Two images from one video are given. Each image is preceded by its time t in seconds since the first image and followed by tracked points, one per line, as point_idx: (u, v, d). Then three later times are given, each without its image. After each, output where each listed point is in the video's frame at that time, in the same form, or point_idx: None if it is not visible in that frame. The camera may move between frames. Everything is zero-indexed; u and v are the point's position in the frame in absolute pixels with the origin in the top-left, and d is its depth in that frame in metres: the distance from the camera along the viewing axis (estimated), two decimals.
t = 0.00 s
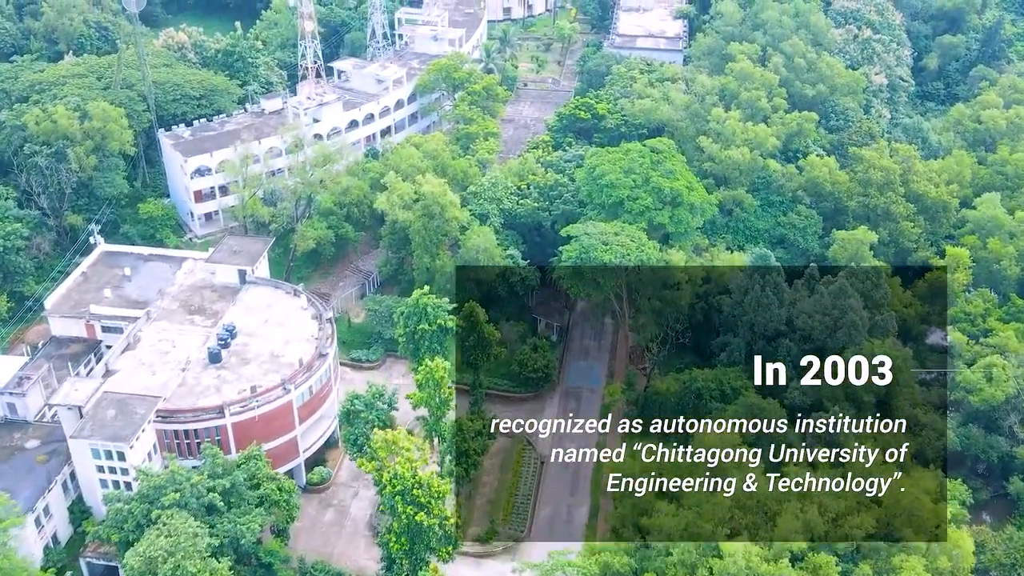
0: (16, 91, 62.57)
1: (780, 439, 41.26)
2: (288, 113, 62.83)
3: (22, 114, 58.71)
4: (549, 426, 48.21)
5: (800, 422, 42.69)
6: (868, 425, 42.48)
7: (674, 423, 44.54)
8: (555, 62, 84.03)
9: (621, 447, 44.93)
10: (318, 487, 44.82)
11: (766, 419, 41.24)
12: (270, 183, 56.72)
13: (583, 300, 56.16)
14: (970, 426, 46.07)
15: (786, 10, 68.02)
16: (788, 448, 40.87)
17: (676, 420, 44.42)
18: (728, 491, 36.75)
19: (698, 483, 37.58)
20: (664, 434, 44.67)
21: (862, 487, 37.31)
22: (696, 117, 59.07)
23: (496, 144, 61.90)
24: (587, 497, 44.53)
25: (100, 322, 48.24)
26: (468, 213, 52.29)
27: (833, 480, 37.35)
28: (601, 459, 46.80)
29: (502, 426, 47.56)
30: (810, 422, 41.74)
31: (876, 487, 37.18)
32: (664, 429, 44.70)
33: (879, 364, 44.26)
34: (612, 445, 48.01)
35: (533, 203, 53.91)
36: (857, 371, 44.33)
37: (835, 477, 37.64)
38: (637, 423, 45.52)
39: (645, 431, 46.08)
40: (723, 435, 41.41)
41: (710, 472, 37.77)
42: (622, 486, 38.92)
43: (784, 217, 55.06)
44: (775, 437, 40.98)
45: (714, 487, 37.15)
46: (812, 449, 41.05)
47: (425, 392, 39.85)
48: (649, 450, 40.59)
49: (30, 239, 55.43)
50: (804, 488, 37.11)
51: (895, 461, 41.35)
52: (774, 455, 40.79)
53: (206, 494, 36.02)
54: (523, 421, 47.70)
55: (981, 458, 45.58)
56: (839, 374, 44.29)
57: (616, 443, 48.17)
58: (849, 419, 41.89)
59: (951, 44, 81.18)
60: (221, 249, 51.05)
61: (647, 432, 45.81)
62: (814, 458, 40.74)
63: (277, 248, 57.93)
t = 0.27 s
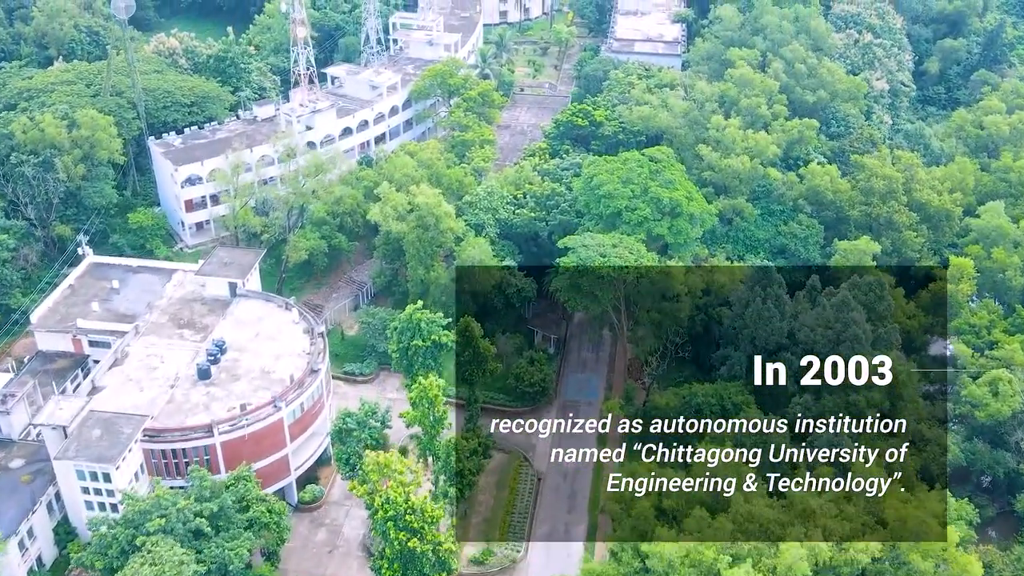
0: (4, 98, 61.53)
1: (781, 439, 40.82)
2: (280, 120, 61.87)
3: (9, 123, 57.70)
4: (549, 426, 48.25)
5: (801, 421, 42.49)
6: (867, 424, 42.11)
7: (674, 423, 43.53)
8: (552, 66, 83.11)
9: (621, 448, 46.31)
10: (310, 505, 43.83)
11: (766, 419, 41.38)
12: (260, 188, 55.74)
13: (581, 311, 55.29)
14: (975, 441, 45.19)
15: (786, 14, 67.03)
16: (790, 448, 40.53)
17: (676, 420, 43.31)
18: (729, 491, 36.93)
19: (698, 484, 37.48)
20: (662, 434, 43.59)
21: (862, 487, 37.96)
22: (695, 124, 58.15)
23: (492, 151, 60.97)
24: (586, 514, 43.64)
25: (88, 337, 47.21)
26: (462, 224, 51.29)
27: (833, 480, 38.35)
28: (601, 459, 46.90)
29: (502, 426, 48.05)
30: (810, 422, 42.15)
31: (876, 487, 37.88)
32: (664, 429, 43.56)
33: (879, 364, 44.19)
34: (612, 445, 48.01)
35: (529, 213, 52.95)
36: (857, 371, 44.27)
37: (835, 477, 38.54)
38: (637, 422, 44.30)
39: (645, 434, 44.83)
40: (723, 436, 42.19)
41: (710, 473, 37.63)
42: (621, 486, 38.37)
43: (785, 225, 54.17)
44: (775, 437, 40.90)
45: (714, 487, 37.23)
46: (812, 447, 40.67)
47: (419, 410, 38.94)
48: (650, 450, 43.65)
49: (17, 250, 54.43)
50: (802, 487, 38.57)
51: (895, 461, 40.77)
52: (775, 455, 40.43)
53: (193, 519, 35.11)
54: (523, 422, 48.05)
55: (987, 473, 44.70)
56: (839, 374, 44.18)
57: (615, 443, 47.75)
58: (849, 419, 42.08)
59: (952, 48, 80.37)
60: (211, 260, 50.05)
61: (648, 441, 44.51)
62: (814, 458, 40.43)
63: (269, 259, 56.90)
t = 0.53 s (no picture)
0: None
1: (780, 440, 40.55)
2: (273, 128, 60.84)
3: None
4: (549, 426, 48.13)
5: (801, 421, 42.63)
6: (867, 425, 42.05)
7: (674, 423, 42.20)
8: (548, 71, 82.19)
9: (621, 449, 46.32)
10: (301, 525, 42.85)
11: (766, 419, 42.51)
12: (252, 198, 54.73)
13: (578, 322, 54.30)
14: (982, 457, 44.28)
15: (786, 19, 66.05)
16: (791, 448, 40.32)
17: (676, 420, 42.08)
18: (729, 491, 36.39)
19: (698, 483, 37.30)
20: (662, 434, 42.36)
21: (862, 487, 39.64)
22: (694, 132, 57.20)
23: (488, 160, 60.03)
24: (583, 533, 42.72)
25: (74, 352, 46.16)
26: (458, 236, 50.30)
27: (833, 480, 40.02)
28: (601, 459, 46.73)
29: (501, 425, 47.79)
30: (810, 422, 42.41)
31: (876, 487, 39.62)
32: (664, 429, 42.21)
33: (879, 364, 43.82)
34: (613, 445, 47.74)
35: (525, 223, 51.99)
36: (857, 371, 43.60)
37: (835, 477, 40.26)
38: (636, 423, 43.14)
39: (645, 434, 43.83)
40: (723, 437, 41.27)
41: (711, 473, 37.40)
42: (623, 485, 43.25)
43: (786, 235, 53.29)
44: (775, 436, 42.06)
45: (714, 487, 36.74)
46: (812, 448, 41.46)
47: (412, 431, 37.99)
48: (650, 450, 43.19)
49: (4, 262, 53.40)
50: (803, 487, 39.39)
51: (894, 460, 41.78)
52: (775, 454, 39.91)
53: (181, 545, 34.31)
54: (524, 422, 47.80)
55: (993, 491, 43.81)
56: (839, 374, 43.51)
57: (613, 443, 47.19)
58: (849, 419, 42.35)
59: (953, 52, 79.52)
60: (201, 273, 49.01)
61: (648, 441, 43.37)
62: (814, 458, 41.05)
63: (261, 270, 55.85)
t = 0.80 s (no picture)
0: None
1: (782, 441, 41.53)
2: (264, 135, 59.83)
3: None
4: (548, 425, 47.81)
5: (801, 422, 42.44)
6: (867, 425, 41.50)
7: (674, 423, 42.25)
8: (545, 75, 81.22)
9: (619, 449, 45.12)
10: (291, 546, 41.84)
11: (767, 419, 42.56)
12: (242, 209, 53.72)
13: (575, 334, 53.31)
14: (987, 473, 43.39)
15: (786, 24, 65.12)
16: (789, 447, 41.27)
17: (676, 420, 42.10)
18: (728, 491, 39.34)
19: (699, 483, 40.35)
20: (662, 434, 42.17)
21: (863, 487, 39.48)
22: (692, 139, 56.27)
23: (483, 168, 59.05)
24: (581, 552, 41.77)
25: (59, 368, 45.08)
26: (452, 247, 49.34)
27: (834, 480, 39.53)
28: (601, 459, 46.20)
29: (502, 426, 47.03)
30: (810, 422, 42.19)
31: (875, 487, 39.49)
32: (663, 429, 42.23)
33: (879, 364, 43.42)
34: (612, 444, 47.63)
35: (521, 234, 51.06)
36: (857, 371, 43.27)
37: (835, 477, 39.71)
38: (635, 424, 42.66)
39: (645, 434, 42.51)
40: (722, 436, 41.09)
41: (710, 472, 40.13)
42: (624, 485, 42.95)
43: (786, 245, 52.43)
44: (775, 437, 42.11)
45: (714, 487, 39.75)
46: (811, 448, 41.46)
47: (406, 451, 37.24)
48: (649, 450, 42.12)
49: None
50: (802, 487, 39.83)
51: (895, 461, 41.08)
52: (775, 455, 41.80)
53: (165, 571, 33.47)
54: (523, 422, 46.94)
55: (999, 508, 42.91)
56: (839, 374, 43.24)
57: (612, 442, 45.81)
58: (849, 419, 41.92)
59: (953, 55, 78.66)
60: (189, 286, 47.99)
61: (647, 439, 42.14)
62: (814, 458, 41.14)
63: (251, 281, 54.82)
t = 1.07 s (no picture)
0: None
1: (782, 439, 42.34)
2: (253, 144, 58.77)
3: None
4: (549, 426, 47.00)
5: (801, 421, 42.51)
6: (867, 425, 41.25)
7: (674, 423, 43.67)
8: (539, 80, 80.26)
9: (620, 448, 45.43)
10: (280, 568, 40.87)
11: (767, 419, 43.06)
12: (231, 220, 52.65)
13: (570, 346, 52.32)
14: (991, 489, 42.48)
15: (784, 29, 64.17)
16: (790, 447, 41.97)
17: (677, 421, 43.52)
18: (728, 491, 39.71)
19: (699, 483, 40.59)
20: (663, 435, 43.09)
21: (863, 487, 40.17)
22: (689, 148, 55.32)
23: (477, 177, 58.06)
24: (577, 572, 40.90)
25: (42, 386, 43.99)
26: (444, 259, 48.30)
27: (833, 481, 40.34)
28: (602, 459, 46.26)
29: (502, 426, 45.60)
30: (810, 422, 42.30)
31: (875, 487, 40.11)
32: (664, 430, 43.21)
33: (879, 364, 43.20)
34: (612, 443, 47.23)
35: (515, 245, 50.05)
36: (857, 371, 42.70)
37: (835, 477, 40.62)
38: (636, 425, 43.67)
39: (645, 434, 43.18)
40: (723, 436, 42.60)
41: (710, 472, 40.61)
42: (625, 484, 43.67)
43: (784, 255, 51.41)
44: (775, 437, 42.69)
45: (714, 487, 40.07)
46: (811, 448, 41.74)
47: (396, 473, 36.18)
48: (650, 450, 42.51)
49: None
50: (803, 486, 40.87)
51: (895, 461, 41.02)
52: (775, 455, 42.42)
53: None
54: (524, 421, 45.25)
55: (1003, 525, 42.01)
56: (839, 375, 42.58)
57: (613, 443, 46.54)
58: (849, 419, 41.83)
59: (952, 59, 77.79)
60: (176, 300, 46.92)
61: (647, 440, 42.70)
62: (814, 458, 41.35)
63: (240, 293, 53.77)
